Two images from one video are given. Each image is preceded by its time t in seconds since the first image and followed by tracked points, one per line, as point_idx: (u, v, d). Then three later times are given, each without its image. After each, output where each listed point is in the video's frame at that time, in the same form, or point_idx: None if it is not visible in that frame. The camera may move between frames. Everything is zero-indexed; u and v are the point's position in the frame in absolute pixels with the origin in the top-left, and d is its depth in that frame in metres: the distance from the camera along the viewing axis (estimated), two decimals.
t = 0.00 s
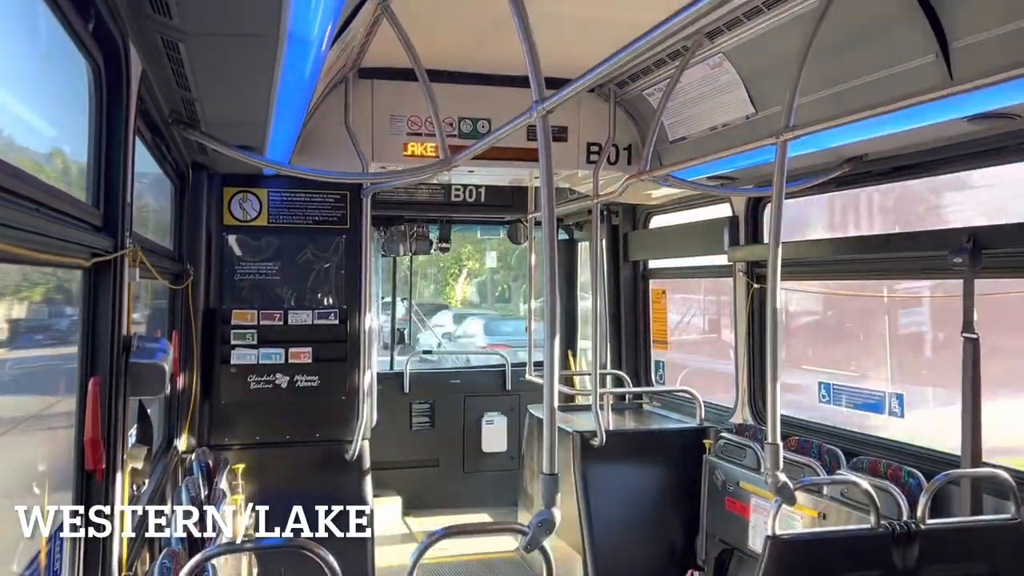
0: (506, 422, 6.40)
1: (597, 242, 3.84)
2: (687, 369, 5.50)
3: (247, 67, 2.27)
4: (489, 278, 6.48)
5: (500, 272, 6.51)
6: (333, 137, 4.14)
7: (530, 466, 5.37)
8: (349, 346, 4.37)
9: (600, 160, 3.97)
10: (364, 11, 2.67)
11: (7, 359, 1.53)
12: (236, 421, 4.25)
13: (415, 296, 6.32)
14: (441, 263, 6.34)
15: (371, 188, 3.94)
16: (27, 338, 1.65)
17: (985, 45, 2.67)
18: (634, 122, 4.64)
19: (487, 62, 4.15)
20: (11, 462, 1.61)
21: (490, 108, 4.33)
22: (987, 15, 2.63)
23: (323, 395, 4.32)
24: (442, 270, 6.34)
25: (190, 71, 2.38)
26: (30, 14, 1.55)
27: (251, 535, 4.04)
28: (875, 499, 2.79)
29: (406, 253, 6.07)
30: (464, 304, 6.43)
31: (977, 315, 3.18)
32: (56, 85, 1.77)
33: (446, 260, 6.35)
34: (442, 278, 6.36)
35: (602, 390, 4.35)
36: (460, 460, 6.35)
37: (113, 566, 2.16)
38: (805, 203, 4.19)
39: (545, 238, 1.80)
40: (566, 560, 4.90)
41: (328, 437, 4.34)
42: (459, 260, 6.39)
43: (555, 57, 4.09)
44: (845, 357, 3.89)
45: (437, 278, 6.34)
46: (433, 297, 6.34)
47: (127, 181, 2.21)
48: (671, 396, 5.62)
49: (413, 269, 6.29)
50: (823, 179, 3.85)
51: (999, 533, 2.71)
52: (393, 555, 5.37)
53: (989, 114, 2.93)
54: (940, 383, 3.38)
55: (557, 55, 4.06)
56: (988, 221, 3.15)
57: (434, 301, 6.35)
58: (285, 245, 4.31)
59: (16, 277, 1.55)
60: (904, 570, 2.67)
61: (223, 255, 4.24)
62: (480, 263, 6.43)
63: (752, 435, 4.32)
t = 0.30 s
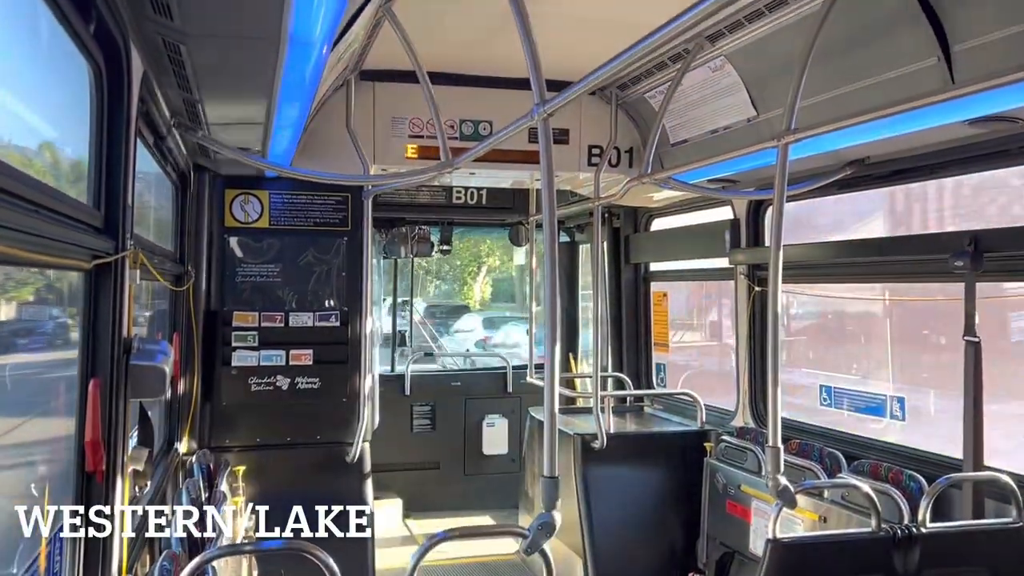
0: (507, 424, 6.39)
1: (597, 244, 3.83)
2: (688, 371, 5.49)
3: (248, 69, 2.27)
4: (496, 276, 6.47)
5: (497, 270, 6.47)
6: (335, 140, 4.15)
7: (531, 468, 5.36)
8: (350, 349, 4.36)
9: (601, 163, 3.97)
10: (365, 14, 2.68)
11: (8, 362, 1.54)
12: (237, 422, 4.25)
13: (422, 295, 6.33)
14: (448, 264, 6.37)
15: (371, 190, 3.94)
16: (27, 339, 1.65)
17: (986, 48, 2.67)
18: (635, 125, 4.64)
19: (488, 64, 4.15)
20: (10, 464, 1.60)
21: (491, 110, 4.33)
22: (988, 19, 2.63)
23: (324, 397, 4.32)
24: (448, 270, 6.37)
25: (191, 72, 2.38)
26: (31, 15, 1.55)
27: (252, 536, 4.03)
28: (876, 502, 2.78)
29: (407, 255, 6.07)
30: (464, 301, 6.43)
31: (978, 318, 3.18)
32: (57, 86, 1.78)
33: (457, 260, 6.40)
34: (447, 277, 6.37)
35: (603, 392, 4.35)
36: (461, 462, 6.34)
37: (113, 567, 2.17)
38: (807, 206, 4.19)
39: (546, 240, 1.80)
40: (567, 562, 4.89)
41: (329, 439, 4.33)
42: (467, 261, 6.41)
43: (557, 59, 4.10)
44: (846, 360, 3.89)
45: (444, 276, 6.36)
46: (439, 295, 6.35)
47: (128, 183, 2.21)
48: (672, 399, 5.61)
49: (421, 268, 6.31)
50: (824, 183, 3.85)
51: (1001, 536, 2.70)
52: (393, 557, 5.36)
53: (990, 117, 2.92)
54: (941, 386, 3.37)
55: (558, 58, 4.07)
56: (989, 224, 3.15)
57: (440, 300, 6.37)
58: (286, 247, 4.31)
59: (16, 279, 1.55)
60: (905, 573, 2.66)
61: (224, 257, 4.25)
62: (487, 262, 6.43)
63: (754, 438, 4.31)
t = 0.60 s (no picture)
0: (508, 423, 6.40)
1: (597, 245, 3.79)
2: (689, 371, 5.50)
3: (252, 69, 2.28)
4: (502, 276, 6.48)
5: (513, 269, 6.50)
6: (337, 139, 4.16)
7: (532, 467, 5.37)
8: (352, 348, 4.37)
9: (602, 163, 3.98)
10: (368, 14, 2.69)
11: (14, 358, 1.55)
12: (239, 421, 4.26)
13: (430, 294, 6.31)
14: (456, 263, 6.37)
15: (374, 190, 3.96)
16: (32, 336, 1.65)
17: (987, 49, 2.68)
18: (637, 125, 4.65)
19: (490, 65, 4.16)
20: (15, 461, 1.61)
21: (493, 110, 4.34)
22: (989, 20, 2.64)
23: (325, 396, 4.33)
24: (456, 268, 6.38)
25: (195, 72, 2.39)
26: (37, 13, 1.56)
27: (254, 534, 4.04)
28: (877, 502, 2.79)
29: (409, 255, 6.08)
30: (476, 300, 6.42)
31: (979, 319, 3.18)
32: (63, 86, 1.79)
33: (467, 259, 6.40)
34: (456, 277, 6.37)
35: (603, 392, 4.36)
36: (462, 461, 6.35)
37: (115, 564, 2.17)
38: (808, 207, 4.20)
39: (548, 240, 1.80)
40: (569, 561, 4.90)
41: (331, 438, 4.34)
42: (475, 261, 6.41)
43: (559, 59, 4.11)
44: (847, 360, 3.89)
45: (453, 275, 6.36)
46: (448, 293, 6.34)
47: (132, 182, 2.22)
48: (673, 399, 5.61)
49: (434, 268, 6.30)
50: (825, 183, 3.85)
51: (1001, 536, 2.71)
52: (394, 556, 5.37)
53: (991, 118, 2.93)
54: (941, 387, 3.38)
55: (559, 58, 4.08)
56: (990, 225, 3.15)
57: (449, 300, 6.37)
58: (288, 247, 4.32)
59: (22, 276, 1.56)
60: (905, 572, 2.67)
61: (226, 256, 4.25)
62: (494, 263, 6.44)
63: (754, 438, 4.32)
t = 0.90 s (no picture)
0: (507, 422, 6.39)
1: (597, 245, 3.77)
2: (689, 370, 5.50)
3: (250, 67, 2.27)
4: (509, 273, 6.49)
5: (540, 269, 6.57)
6: (336, 138, 4.15)
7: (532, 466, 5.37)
8: (351, 347, 4.37)
9: (602, 161, 3.96)
10: (367, 12, 2.68)
11: (11, 359, 1.54)
12: (237, 420, 4.25)
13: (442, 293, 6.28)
14: (467, 260, 6.39)
15: (372, 188, 3.95)
16: (30, 336, 1.65)
17: (987, 47, 2.68)
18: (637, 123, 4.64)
19: (489, 63, 4.15)
20: (12, 462, 1.60)
21: (492, 108, 4.34)
22: (989, 18, 2.63)
23: (325, 395, 4.32)
24: (464, 265, 6.38)
25: (193, 70, 2.38)
26: (34, 11, 1.55)
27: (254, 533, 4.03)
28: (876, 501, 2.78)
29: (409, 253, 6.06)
30: (500, 300, 6.48)
31: (978, 318, 3.18)
32: (60, 84, 1.78)
33: (476, 255, 6.42)
34: (465, 274, 6.37)
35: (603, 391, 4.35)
36: (461, 460, 6.35)
37: (114, 564, 2.18)
38: (807, 205, 4.19)
39: (547, 240, 1.80)
40: (568, 560, 4.90)
41: (330, 437, 4.33)
42: (484, 258, 6.43)
43: (558, 57, 4.10)
44: (847, 359, 3.89)
45: (465, 272, 6.38)
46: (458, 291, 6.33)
47: (130, 180, 2.21)
48: (673, 397, 5.61)
49: (445, 266, 6.31)
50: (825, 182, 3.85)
51: (1001, 535, 2.70)
52: (393, 555, 5.37)
53: (991, 117, 2.93)
54: (941, 385, 3.38)
55: (559, 56, 4.07)
56: (990, 224, 3.15)
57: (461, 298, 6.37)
58: (287, 245, 4.31)
59: (18, 276, 1.56)
60: (905, 572, 2.67)
61: (225, 255, 4.24)
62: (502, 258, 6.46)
63: (754, 436, 4.32)
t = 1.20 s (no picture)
0: (506, 420, 6.40)
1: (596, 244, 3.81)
2: (688, 368, 5.50)
3: (248, 64, 2.27)
4: (523, 271, 6.55)
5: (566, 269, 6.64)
6: (335, 135, 4.15)
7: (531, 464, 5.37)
8: (350, 344, 4.37)
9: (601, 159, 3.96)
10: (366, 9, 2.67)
11: (9, 355, 1.54)
12: (236, 418, 4.25)
13: (456, 292, 6.32)
14: (479, 257, 6.39)
15: (371, 187, 3.94)
16: (28, 331, 1.64)
17: (986, 45, 2.68)
18: (636, 121, 4.64)
19: (488, 60, 4.15)
20: (11, 457, 1.60)
21: (491, 106, 4.34)
22: (988, 16, 2.63)
23: (325, 393, 4.32)
24: (468, 263, 6.37)
25: (191, 66, 2.37)
26: (32, 6, 1.55)
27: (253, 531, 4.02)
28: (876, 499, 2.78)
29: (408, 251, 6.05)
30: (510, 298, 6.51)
31: (977, 316, 3.18)
32: (59, 80, 1.78)
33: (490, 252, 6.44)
34: (475, 272, 6.38)
35: (602, 389, 4.34)
36: (460, 458, 6.35)
37: (112, 560, 2.18)
38: (806, 203, 4.19)
39: (546, 236, 1.80)
40: (567, 558, 4.90)
41: (329, 435, 4.33)
42: (489, 256, 6.44)
43: (557, 55, 4.09)
44: (846, 357, 3.89)
45: (483, 270, 6.41)
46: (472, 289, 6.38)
47: (128, 176, 2.21)
48: (671, 395, 5.61)
49: (462, 264, 6.35)
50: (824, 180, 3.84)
51: (1000, 532, 2.71)
52: (392, 553, 5.37)
53: (989, 114, 2.93)
54: (939, 383, 3.38)
55: (558, 54, 4.06)
56: (989, 221, 3.15)
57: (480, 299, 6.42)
58: (286, 243, 4.31)
59: (17, 271, 1.56)
60: (903, 569, 2.67)
61: (224, 253, 4.24)
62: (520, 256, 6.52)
63: (752, 434, 4.32)
